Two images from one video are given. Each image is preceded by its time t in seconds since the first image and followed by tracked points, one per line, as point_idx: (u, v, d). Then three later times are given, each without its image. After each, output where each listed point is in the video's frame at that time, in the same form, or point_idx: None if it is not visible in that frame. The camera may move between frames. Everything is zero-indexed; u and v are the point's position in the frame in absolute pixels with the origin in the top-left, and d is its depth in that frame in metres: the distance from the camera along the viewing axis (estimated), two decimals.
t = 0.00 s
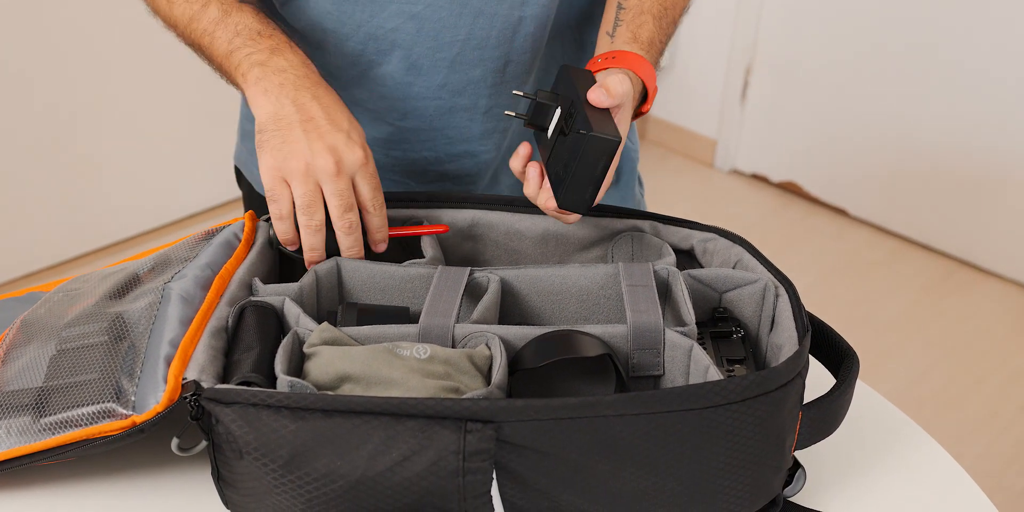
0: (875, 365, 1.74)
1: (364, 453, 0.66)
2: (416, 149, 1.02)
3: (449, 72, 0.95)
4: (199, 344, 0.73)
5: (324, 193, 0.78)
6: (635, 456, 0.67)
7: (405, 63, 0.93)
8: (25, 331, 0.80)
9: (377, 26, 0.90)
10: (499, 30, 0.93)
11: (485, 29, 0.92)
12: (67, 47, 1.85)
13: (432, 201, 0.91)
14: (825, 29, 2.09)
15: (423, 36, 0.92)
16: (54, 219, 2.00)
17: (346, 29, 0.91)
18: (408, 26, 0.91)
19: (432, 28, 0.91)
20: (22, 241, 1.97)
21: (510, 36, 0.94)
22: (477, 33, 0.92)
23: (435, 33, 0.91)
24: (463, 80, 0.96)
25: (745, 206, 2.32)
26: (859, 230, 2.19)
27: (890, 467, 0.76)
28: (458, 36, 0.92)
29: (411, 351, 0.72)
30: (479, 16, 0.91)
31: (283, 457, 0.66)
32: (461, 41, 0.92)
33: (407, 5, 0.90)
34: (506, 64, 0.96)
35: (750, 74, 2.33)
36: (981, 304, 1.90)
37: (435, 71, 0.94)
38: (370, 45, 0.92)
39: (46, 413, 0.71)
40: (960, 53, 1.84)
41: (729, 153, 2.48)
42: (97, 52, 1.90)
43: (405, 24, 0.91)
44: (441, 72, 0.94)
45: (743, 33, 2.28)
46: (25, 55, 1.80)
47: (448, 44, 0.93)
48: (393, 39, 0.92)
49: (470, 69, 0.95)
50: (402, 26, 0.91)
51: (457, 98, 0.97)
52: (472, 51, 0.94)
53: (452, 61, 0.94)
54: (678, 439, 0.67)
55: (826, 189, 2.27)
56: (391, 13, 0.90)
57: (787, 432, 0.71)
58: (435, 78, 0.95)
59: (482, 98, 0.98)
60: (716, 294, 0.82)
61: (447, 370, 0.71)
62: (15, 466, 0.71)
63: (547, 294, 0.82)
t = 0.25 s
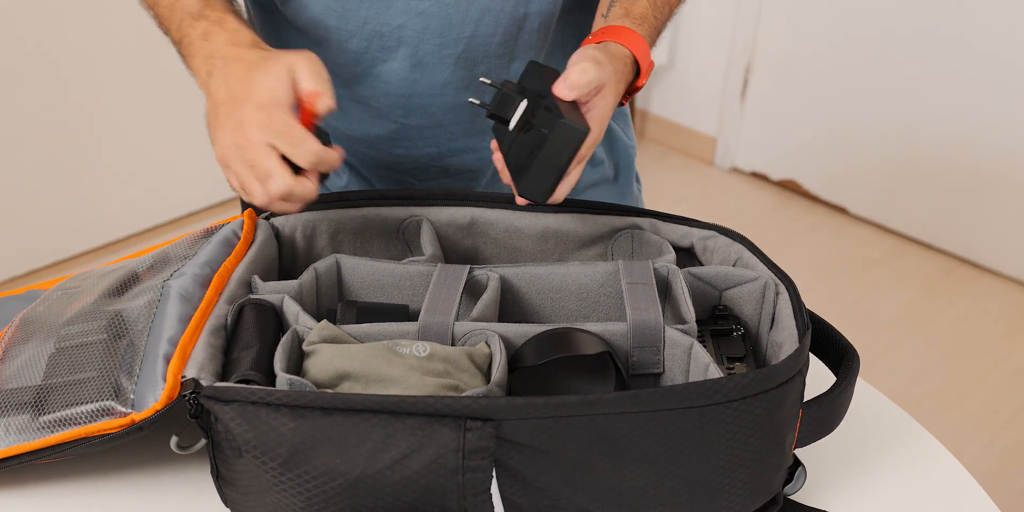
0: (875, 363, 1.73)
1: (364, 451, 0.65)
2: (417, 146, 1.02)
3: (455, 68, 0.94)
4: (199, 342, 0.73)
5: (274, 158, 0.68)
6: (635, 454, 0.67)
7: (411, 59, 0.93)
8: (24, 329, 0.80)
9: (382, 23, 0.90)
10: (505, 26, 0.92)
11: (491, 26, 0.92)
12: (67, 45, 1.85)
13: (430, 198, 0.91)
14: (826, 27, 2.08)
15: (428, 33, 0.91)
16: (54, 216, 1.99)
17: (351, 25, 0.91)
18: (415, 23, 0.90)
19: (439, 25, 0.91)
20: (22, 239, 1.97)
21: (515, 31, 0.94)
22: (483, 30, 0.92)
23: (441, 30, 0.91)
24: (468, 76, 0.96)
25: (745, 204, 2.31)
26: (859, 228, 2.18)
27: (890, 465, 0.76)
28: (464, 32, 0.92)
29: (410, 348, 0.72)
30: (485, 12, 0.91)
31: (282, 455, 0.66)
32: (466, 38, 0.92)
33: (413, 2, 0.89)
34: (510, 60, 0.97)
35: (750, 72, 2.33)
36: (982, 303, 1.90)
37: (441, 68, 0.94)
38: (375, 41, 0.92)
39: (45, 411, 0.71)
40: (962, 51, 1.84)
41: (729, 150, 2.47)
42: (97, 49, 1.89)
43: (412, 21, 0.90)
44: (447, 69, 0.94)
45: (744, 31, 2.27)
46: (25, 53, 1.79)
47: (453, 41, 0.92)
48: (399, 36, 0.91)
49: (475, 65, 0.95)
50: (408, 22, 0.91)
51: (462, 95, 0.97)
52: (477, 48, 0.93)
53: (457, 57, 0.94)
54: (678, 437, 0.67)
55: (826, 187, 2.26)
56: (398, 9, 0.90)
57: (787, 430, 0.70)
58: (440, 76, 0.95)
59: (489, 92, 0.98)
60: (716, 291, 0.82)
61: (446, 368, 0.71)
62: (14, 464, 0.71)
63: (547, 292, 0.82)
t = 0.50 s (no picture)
0: (876, 363, 1.74)
1: (364, 451, 0.65)
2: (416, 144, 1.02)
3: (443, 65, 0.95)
4: (199, 341, 0.73)
5: (240, 113, 0.68)
6: (636, 454, 0.67)
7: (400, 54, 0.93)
8: (24, 329, 0.80)
9: (371, 18, 0.90)
10: (494, 23, 0.93)
11: (479, 24, 0.92)
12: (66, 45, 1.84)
13: (430, 198, 0.91)
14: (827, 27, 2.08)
15: (417, 29, 0.91)
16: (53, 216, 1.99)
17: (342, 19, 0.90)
18: (403, 19, 0.91)
19: (428, 22, 0.91)
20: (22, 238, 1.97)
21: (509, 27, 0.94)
22: (472, 28, 0.92)
23: (430, 27, 0.91)
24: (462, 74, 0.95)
25: (745, 203, 2.31)
26: (860, 228, 2.18)
27: (891, 466, 0.76)
28: (453, 30, 0.92)
29: (410, 349, 0.72)
30: (474, 10, 0.91)
31: (282, 455, 0.66)
32: (456, 34, 0.92)
33: None
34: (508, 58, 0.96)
35: (750, 72, 2.32)
36: (982, 302, 1.90)
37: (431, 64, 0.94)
38: (364, 37, 0.92)
39: (45, 411, 0.71)
40: (964, 50, 1.83)
41: (729, 150, 2.47)
42: (97, 49, 1.89)
43: (401, 17, 0.90)
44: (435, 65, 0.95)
45: (744, 31, 2.27)
46: (25, 52, 1.79)
47: (443, 38, 0.92)
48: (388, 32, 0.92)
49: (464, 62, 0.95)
50: (397, 17, 0.91)
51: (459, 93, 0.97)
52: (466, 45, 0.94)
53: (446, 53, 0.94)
54: (678, 437, 0.67)
55: (826, 187, 2.26)
56: (387, 5, 0.90)
57: (788, 430, 0.70)
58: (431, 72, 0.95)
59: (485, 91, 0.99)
60: (717, 291, 0.82)
61: (446, 368, 0.71)
62: (14, 464, 0.71)
63: (547, 292, 0.81)
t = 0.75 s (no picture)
0: (883, 361, 1.73)
1: (373, 449, 0.65)
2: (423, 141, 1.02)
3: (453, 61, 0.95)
4: (208, 339, 0.73)
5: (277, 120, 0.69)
6: (646, 453, 0.67)
7: (409, 50, 0.93)
8: (33, 326, 0.80)
9: (380, 14, 0.91)
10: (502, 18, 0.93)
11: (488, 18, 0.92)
12: (73, 43, 1.85)
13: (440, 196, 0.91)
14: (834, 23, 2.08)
15: (426, 23, 0.91)
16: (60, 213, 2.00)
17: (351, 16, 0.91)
18: (411, 14, 0.91)
19: (436, 16, 0.91)
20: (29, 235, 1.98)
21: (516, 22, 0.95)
22: (480, 22, 0.92)
23: (439, 21, 0.91)
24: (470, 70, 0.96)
25: (751, 201, 2.31)
26: (867, 226, 2.18)
27: (901, 465, 0.76)
28: (461, 25, 0.92)
29: (420, 347, 0.72)
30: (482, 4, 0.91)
31: (292, 453, 0.66)
32: (465, 29, 0.92)
33: None
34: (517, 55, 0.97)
35: (757, 69, 2.32)
36: (990, 301, 1.90)
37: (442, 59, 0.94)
38: (374, 32, 0.92)
39: (54, 408, 0.71)
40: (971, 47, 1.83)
41: (736, 148, 2.47)
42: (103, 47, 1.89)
43: (409, 12, 0.90)
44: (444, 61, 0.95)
45: (751, 27, 2.26)
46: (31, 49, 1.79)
47: (451, 33, 0.92)
48: (396, 28, 0.91)
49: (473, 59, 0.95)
50: (405, 12, 0.91)
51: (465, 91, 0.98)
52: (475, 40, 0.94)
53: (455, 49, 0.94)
54: (688, 436, 0.67)
55: (833, 185, 2.26)
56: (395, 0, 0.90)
57: (798, 429, 0.70)
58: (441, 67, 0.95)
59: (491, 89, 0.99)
60: (726, 290, 0.82)
61: (456, 366, 0.71)
62: (23, 461, 0.71)
63: (556, 290, 0.81)
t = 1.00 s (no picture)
0: (893, 358, 1.73)
1: (383, 442, 0.65)
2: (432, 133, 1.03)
3: (460, 56, 0.95)
4: (217, 332, 0.74)
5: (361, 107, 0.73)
6: (656, 448, 0.66)
7: (416, 46, 0.94)
8: (44, 319, 0.81)
9: (388, 8, 0.92)
10: (509, 14, 0.94)
11: (495, 14, 0.93)
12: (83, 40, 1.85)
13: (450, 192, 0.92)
14: (845, 19, 2.07)
15: (433, 19, 0.92)
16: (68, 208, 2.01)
17: (356, 12, 0.93)
18: (419, 9, 0.92)
19: (444, 11, 0.92)
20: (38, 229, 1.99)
21: (521, 19, 0.96)
22: (488, 17, 0.93)
23: (446, 17, 0.92)
24: (474, 65, 0.97)
25: (759, 197, 2.31)
26: (876, 223, 2.18)
27: (912, 461, 0.76)
28: (469, 20, 0.93)
29: (429, 340, 0.72)
30: None
31: (302, 446, 0.66)
32: (471, 25, 0.93)
33: None
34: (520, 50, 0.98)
35: (767, 66, 2.31)
36: (999, 298, 1.89)
37: (447, 55, 0.95)
38: (380, 27, 0.93)
39: (64, 401, 0.71)
40: (983, 45, 1.81)
41: (746, 144, 2.47)
42: (114, 43, 1.89)
43: (417, 6, 0.92)
44: (452, 57, 0.95)
45: (761, 23, 2.26)
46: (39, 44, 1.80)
47: (458, 29, 0.93)
48: (404, 22, 0.93)
49: (481, 55, 0.96)
50: (412, 8, 0.92)
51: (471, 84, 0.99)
52: (482, 36, 0.95)
53: (462, 45, 0.95)
54: (697, 431, 0.66)
55: (843, 181, 2.25)
56: None
57: (807, 424, 0.70)
58: (446, 62, 0.96)
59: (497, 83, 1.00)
60: (736, 285, 0.82)
61: (466, 360, 0.71)
62: (33, 454, 0.71)
63: (565, 285, 0.81)
